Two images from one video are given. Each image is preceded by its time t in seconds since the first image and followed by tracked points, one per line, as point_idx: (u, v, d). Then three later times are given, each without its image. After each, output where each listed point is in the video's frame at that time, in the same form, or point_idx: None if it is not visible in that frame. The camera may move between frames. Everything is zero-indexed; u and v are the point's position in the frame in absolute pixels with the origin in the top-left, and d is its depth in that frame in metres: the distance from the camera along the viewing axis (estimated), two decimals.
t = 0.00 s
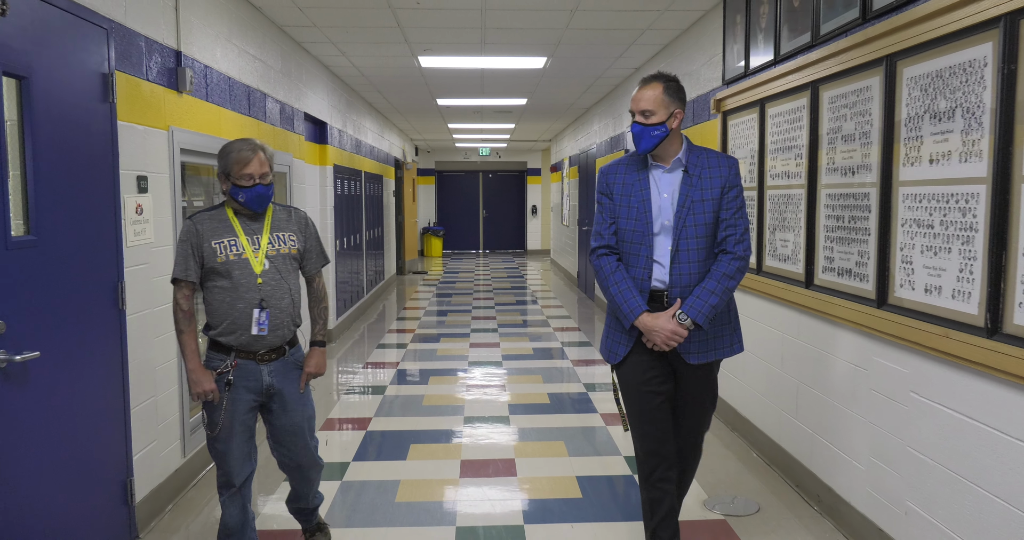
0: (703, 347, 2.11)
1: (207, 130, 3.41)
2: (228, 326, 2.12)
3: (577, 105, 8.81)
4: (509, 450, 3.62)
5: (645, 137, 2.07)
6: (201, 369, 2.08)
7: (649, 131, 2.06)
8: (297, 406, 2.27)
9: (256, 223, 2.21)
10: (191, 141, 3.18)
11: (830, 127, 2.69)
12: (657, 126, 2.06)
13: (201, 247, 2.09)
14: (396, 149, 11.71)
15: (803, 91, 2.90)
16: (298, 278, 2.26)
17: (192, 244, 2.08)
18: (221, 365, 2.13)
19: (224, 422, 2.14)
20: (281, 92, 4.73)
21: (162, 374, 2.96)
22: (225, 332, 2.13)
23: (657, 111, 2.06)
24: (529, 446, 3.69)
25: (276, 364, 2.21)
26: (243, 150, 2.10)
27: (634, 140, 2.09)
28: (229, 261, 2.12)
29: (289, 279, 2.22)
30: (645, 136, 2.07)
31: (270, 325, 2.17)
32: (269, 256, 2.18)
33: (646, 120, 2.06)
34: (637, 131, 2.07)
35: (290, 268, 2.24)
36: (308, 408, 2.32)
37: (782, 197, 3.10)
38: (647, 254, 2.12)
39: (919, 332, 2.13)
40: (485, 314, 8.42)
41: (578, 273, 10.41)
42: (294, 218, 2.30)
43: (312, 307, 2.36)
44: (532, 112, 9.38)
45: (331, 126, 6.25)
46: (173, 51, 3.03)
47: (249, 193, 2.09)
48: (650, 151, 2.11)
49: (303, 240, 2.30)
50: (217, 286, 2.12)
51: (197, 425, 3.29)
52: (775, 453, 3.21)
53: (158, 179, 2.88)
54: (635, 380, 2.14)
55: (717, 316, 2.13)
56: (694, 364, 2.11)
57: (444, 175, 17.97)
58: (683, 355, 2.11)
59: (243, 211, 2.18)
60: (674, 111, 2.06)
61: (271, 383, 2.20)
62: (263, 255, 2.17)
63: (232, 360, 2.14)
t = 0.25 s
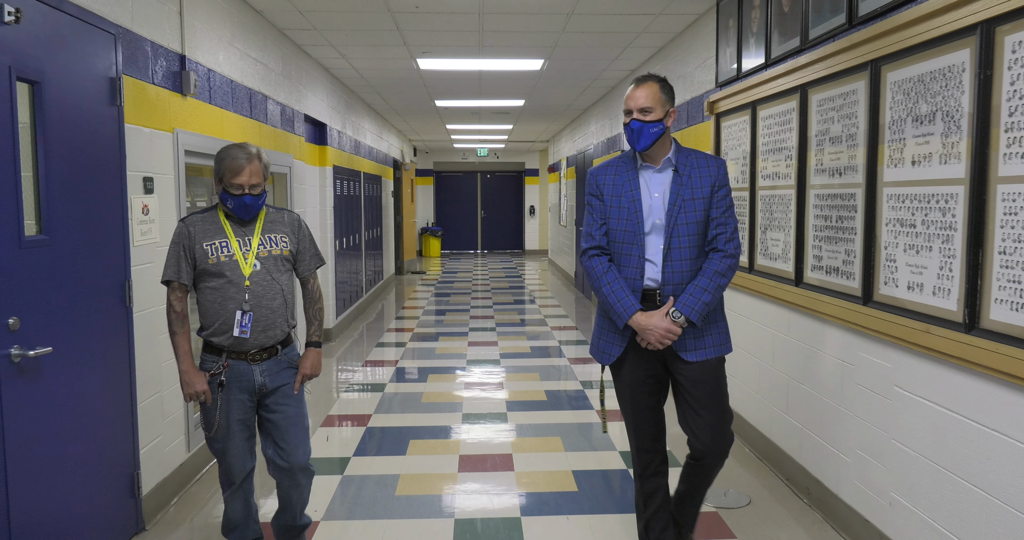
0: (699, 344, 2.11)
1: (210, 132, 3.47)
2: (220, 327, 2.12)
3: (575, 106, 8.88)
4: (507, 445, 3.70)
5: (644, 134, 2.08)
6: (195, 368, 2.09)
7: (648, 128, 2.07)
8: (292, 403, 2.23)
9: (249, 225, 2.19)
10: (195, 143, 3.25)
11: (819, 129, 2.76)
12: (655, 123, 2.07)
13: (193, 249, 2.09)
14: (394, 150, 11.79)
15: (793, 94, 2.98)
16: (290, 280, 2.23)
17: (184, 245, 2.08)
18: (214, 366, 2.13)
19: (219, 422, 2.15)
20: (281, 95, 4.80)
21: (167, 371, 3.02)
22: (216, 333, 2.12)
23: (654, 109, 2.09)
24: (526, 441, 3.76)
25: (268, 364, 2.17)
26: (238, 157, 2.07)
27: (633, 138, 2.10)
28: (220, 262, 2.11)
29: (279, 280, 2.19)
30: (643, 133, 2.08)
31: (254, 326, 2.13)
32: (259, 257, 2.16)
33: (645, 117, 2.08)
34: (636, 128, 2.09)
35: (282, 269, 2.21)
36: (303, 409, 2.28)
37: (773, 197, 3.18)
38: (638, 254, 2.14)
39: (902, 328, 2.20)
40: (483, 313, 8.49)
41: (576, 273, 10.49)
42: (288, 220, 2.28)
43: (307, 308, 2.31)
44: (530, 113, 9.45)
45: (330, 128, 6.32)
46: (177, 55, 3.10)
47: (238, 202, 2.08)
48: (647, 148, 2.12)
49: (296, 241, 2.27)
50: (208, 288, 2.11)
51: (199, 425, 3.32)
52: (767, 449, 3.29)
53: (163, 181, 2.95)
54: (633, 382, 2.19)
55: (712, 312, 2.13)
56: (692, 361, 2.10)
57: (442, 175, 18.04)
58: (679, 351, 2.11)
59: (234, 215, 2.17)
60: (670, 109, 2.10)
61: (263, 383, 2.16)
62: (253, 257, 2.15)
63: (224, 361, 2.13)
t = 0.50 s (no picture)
0: (692, 343, 2.11)
1: (214, 134, 3.54)
2: (222, 328, 2.13)
3: (573, 107, 8.95)
4: (506, 441, 3.77)
5: (639, 131, 2.11)
6: (198, 369, 2.10)
7: (643, 125, 2.11)
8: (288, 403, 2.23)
9: (255, 228, 2.21)
10: (200, 145, 3.32)
11: (809, 131, 2.83)
12: (650, 121, 2.12)
13: (197, 250, 2.10)
14: (394, 150, 11.86)
15: (784, 96, 3.05)
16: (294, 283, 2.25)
17: (190, 246, 2.09)
18: (215, 368, 2.15)
19: (219, 420, 2.15)
20: (283, 97, 4.86)
21: (173, 368, 3.09)
22: (219, 334, 2.13)
23: (648, 107, 2.13)
24: (524, 437, 3.83)
25: (268, 366, 2.18)
26: (244, 157, 2.10)
27: (629, 135, 2.13)
28: (224, 264, 2.12)
29: (283, 284, 2.21)
30: (638, 131, 2.12)
31: (261, 329, 2.16)
32: (264, 260, 2.18)
33: (639, 115, 2.12)
34: (631, 125, 2.12)
35: (286, 273, 2.22)
36: (299, 409, 2.27)
37: (765, 198, 3.25)
38: (630, 255, 2.18)
39: (888, 325, 2.27)
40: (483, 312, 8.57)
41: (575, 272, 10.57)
42: (294, 223, 2.29)
43: (311, 311, 2.33)
44: (528, 114, 9.52)
45: (331, 129, 6.39)
46: (182, 59, 3.16)
47: (244, 201, 2.10)
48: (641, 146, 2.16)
49: (301, 245, 2.29)
50: (212, 289, 2.12)
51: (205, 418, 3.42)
52: (761, 444, 3.36)
53: (170, 181, 3.02)
54: (628, 379, 2.23)
55: (706, 311, 2.12)
56: (686, 359, 2.10)
57: (442, 176, 18.11)
58: (672, 349, 2.11)
59: (240, 216, 2.18)
60: (662, 108, 2.14)
61: (263, 385, 2.17)
62: (258, 260, 2.17)
63: (225, 363, 2.15)
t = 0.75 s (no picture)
0: (686, 344, 2.12)
1: (219, 135, 3.60)
2: (233, 333, 2.13)
3: (573, 108, 9.02)
4: (506, 437, 3.84)
5: (640, 132, 2.12)
6: (208, 371, 2.13)
7: (644, 126, 2.11)
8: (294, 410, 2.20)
9: (273, 233, 2.20)
10: (206, 146, 3.39)
11: (802, 132, 2.89)
12: (652, 122, 2.11)
13: (214, 252, 2.10)
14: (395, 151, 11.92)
15: (778, 98, 3.11)
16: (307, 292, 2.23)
17: (207, 249, 2.10)
18: (223, 372, 2.16)
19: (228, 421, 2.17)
20: (286, 98, 4.93)
21: (179, 365, 3.15)
22: (230, 338, 2.13)
23: (650, 108, 2.12)
24: (524, 433, 3.90)
25: (276, 372, 2.17)
26: (261, 153, 2.14)
27: (630, 135, 2.13)
28: (240, 270, 2.11)
29: (296, 292, 2.19)
30: (639, 131, 2.12)
31: (274, 335, 2.15)
32: (279, 268, 2.16)
33: (641, 116, 2.12)
34: (632, 126, 2.12)
35: (301, 281, 2.21)
36: (306, 416, 2.24)
37: (760, 198, 3.31)
38: (628, 255, 2.20)
39: (877, 321, 2.33)
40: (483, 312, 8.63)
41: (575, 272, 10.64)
42: (312, 232, 2.28)
43: (324, 321, 2.31)
44: (529, 114, 9.58)
45: (333, 130, 6.46)
46: (188, 62, 3.23)
47: (265, 193, 2.10)
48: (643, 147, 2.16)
49: (317, 254, 2.27)
50: (226, 294, 2.12)
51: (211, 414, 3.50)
52: (757, 440, 3.42)
53: (176, 182, 3.08)
54: (624, 377, 2.28)
55: (701, 313, 2.13)
56: (680, 358, 2.11)
57: (443, 176, 18.18)
58: (666, 349, 2.13)
59: (259, 218, 2.19)
60: (665, 110, 2.13)
61: (270, 391, 2.16)
62: (274, 267, 2.16)
63: (233, 367, 2.15)
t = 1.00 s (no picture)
0: (681, 347, 2.12)
1: (224, 137, 3.66)
2: (255, 329, 2.17)
3: (573, 109, 9.07)
4: (505, 433, 3.90)
5: (654, 125, 2.12)
6: (228, 368, 2.15)
7: (660, 120, 2.11)
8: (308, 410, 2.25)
9: (297, 230, 2.25)
10: (211, 148, 3.45)
11: (795, 134, 2.95)
12: (667, 117, 2.11)
13: (240, 246, 2.14)
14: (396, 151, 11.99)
15: (772, 101, 3.17)
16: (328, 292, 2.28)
17: (233, 243, 2.13)
18: (240, 370, 2.19)
19: (240, 422, 2.21)
20: (289, 100, 4.99)
21: (186, 362, 3.22)
22: (250, 334, 2.17)
23: (668, 105, 2.12)
24: (523, 430, 3.96)
25: (292, 371, 2.22)
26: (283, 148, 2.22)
27: (644, 127, 2.13)
28: (264, 265, 2.15)
29: (317, 291, 2.24)
30: (654, 124, 2.12)
31: (297, 332, 2.20)
32: (303, 265, 2.21)
33: (657, 110, 2.12)
34: (647, 118, 2.13)
35: (322, 280, 2.25)
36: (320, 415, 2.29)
37: (755, 198, 3.37)
38: (629, 253, 2.24)
39: (865, 318, 2.40)
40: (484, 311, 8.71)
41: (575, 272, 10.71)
42: (333, 231, 2.33)
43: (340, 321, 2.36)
44: (529, 115, 9.65)
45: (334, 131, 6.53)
46: (194, 65, 3.29)
47: (292, 180, 2.16)
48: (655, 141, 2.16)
49: (339, 254, 2.31)
50: (249, 289, 2.16)
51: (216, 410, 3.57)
52: (752, 436, 3.48)
53: (182, 183, 3.15)
54: (624, 374, 2.31)
55: (698, 318, 2.12)
56: (672, 363, 2.11)
57: (444, 177, 18.25)
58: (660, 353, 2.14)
59: (285, 214, 2.23)
60: (683, 109, 2.13)
61: (286, 391, 2.21)
62: (297, 264, 2.20)
63: (250, 366, 2.19)
